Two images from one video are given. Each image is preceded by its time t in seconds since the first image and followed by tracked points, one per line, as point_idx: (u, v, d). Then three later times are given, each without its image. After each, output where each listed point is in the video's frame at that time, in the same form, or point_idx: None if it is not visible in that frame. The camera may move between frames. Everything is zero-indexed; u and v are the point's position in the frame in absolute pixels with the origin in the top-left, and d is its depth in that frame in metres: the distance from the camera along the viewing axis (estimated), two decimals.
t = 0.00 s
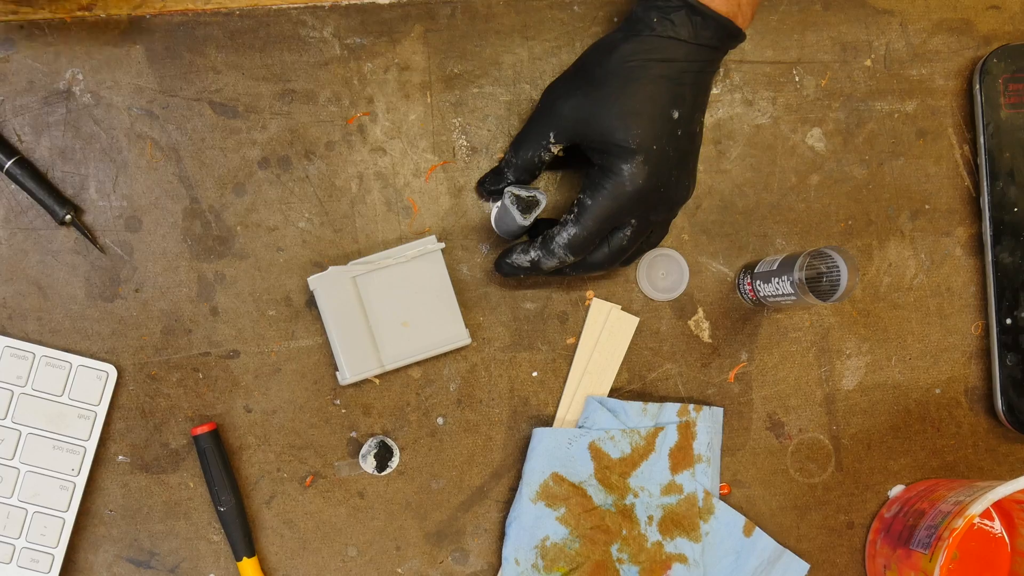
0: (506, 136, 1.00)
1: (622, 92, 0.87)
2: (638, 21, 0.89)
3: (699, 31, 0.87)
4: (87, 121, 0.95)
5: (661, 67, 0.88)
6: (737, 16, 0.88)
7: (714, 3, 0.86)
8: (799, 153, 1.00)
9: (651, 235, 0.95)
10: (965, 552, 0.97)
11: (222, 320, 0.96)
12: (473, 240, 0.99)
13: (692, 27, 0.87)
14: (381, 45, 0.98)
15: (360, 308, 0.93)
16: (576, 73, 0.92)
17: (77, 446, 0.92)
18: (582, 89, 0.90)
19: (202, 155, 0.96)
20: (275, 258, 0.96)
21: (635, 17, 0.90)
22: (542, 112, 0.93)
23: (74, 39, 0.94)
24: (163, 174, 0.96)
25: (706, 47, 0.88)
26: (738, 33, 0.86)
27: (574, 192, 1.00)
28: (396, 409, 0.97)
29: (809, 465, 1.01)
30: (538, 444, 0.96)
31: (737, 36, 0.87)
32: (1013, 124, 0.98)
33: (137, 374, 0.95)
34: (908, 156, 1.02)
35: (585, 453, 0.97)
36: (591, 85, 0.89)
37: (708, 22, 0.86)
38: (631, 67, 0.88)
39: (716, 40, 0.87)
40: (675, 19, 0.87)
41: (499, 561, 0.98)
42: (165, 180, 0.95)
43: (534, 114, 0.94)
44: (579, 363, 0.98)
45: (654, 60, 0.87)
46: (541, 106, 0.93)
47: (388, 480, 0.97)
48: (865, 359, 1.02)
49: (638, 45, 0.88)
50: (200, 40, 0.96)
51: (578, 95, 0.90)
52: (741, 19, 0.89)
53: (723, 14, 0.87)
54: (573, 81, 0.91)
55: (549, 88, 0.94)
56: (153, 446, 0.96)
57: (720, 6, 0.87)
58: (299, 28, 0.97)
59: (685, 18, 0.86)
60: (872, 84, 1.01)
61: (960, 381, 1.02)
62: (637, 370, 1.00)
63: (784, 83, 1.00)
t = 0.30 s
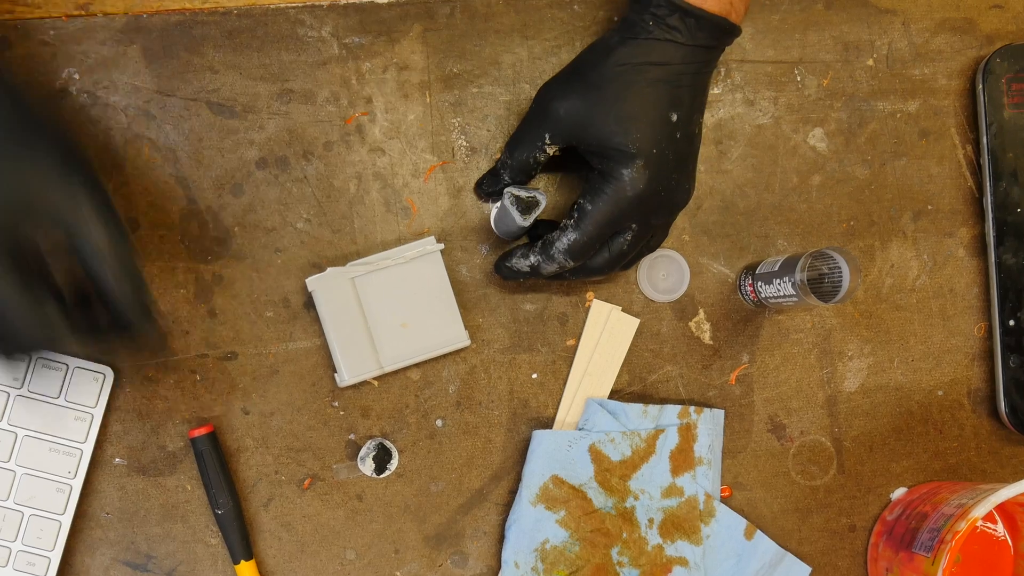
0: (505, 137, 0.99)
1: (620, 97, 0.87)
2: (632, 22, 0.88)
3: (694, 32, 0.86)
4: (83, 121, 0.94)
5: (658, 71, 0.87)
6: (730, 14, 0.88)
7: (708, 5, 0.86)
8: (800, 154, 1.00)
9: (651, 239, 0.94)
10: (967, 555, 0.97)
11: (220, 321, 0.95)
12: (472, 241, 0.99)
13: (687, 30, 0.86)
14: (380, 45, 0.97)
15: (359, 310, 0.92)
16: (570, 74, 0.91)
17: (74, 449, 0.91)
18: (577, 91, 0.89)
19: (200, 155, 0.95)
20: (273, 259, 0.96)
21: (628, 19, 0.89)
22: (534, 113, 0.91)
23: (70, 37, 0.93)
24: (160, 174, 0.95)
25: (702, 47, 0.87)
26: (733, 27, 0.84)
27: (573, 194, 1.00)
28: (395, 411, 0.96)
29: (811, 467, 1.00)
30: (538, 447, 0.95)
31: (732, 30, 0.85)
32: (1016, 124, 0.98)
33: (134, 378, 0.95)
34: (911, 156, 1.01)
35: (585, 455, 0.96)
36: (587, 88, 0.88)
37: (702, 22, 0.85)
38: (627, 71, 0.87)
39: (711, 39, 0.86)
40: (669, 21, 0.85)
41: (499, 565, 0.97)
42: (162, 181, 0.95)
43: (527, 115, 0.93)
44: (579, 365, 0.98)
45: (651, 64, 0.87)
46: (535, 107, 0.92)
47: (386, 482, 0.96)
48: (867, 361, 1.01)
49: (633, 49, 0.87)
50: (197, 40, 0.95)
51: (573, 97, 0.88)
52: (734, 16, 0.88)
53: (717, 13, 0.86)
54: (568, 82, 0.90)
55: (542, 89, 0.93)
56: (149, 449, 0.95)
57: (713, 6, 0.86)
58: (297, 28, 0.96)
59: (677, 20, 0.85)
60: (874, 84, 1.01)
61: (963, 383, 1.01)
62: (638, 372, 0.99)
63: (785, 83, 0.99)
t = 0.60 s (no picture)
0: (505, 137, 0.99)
1: (621, 94, 0.86)
2: (633, 19, 0.87)
3: (694, 28, 0.86)
4: (79, 121, 0.93)
5: (660, 67, 0.86)
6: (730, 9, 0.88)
7: None
8: (802, 154, 0.99)
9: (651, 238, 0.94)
10: (970, 558, 0.96)
11: (217, 323, 0.94)
12: (471, 242, 0.98)
13: (687, 26, 0.85)
14: (378, 44, 0.97)
15: (358, 311, 0.92)
16: (571, 71, 0.90)
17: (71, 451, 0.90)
18: (578, 88, 0.88)
19: (197, 156, 0.94)
20: (271, 260, 0.95)
21: (627, 16, 0.88)
22: (534, 112, 0.91)
23: (66, 37, 0.93)
24: (156, 174, 0.94)
25: (702, 44, 0.86)
26: (731, 25, 0.85)
27: (573, 192, 0.99)
28: (394, 413, 0.95)
29: (812, 470, 0.99)
30: (538, 449, 0.94)
31: (731, 27, 0.85)
32: (1019, 123, 0.97)
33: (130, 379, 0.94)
34: (913, 156, 1.01)
35: (585, 457, 0.96)
36: (587, 86, 0.87)
37: (702, 17, 0.85)
38: (628, 68, 0.86)
39: (712, 34, 0.86)
40: (670, 17, 0.85)
41: (498, 568, 0.96)
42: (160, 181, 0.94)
43: (527, 114, 0.92)
44: (579, 367, 0.97)
45: (652, 60, 0.86)
46: (534, 106, 0.91)
47: (385, 485, 0.95)
48: (869, 363, 1.00)
49: (634, 45, 0.86)
50: (194, 39, 0.94)
51: (573, 94, 0.88)
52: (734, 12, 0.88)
53: (717, 8, 0.86)
54: (568, 80, 0.89)
55: (542, 87, 0.92)
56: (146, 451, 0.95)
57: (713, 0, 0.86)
58: (295, 27, 0.95)
59: (677, 15, 0.85)
60: (876, 84, 1.00)
61: (966, 384, 1.01)
62: (638, 373, 0.98)
63: (787, 83, 0.99)
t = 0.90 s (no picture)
0: (505, 136, 0.98)
1: (626, 91, 0.86)
2: (641, 20, 0.88)
3: (705, 29, 0.85)
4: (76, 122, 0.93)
5: (667, 66, 0.86)
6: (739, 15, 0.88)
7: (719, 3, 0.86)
8: (803, 154, 0.99)
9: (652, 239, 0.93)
10: (974, 561, 0.95)
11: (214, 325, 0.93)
12: (470, 243, 0.97)
13: (697, 26, 0.85)
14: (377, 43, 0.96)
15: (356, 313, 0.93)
16: (576, 73, 0.91)
17: (67, 453, 0.91)
18: (582, 88, 0.89)
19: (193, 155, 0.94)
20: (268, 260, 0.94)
21: (638, 18, 0.88)
22: (537, 111, 0.91)
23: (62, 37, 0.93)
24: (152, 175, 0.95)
25: (711, 45, 0.86)
26: (740, 30, 0.85)
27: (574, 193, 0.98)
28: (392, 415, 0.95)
29: (814, 472, 0.99)
30: (538, 451, 0.94)
31: (739, 33, 0.85)
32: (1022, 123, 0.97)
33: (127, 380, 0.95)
34: (916, 156, 1.00)
35: (585, 459, 0.95)
36: (593, 85, 0.88)
37: (713, 19, 0.84)
38: (636, 66, 0.86)
39: (722, 37, 0.85)
40: (680, 17, 0.84)
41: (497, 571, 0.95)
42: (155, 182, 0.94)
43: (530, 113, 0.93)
44: (579, 367, 0.96)
45: (660, 58, 0.85)
46: (537, 105, 0.92)
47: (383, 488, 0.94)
48: (871, 365, 1.00)
49: (642, 44, 0.86)
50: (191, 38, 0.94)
51: (576, 95, 0.89)
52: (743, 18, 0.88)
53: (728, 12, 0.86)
54: (573, 80, 0.91)
55: (548, 88, 0.93)
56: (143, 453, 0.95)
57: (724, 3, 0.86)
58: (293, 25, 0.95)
59: (689, 16, 0.84)
60: (878, 84, 1.00)
61: (969, 386, 1.00)
62: (639, 375, 0.98)
63: (788, 82, 0.98)
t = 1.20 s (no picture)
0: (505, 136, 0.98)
1: (635, 89, 0.85)
2: (654, 20, 0.88)
3: (719, 35, 0.85)
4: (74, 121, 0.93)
5: (677, 66, 0.85)
6: (752, 22, 0.91)
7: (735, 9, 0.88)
8: (805, 154, 0.98)
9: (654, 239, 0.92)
10: (976, 565, 0.94)
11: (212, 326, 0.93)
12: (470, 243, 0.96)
13: (711, 30, 0.85)
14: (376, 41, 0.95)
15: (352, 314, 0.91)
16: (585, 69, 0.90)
17: (63, 456, 0.91)
18: (591, 85, 0.87)
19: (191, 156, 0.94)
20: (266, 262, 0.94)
21: (651, 16, 0.88)
22: (541, 105, 0.88)
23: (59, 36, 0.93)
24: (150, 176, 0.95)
25: (723, 50, 0.86)
26: (751, 39, 0.86)
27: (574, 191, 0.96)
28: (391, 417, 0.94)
29: (816, 475, 0.98)
30: (538, 453, 0.93)
31: (750, 41, 0.86)
32: None
33: (125, 381, 0.95)
34: (918, 156, 0.99)
35: (585, 462, 0.95)
36: (601, 82, 0.87)
37: (727, 26, 0.85)
38: (646, 65, 0.85)
39: (732, 44, 0.86)
40: (693, 19, 0.85)
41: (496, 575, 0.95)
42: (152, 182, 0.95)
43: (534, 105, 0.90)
44: (579, 368, 0.96)
45: (671, 58, 0.85)
46: (543, 101, 0.89)
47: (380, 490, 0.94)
48: (873, 366, 0.99)
49: (654, 43, 0.86)
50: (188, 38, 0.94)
51: (586, 91, 0.87)
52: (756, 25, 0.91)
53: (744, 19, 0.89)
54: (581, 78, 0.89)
55: (553, 82, 0.91)
56: (140, 456, 0.95)
57: (739, 9, 0.89)
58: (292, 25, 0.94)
59: (704, 20, 0.84)
60: (880, 84, 0.99)
61: (972, 389, 0.99)
62: (640, 377, 0.97)
63: (790, 82, 0.98)
